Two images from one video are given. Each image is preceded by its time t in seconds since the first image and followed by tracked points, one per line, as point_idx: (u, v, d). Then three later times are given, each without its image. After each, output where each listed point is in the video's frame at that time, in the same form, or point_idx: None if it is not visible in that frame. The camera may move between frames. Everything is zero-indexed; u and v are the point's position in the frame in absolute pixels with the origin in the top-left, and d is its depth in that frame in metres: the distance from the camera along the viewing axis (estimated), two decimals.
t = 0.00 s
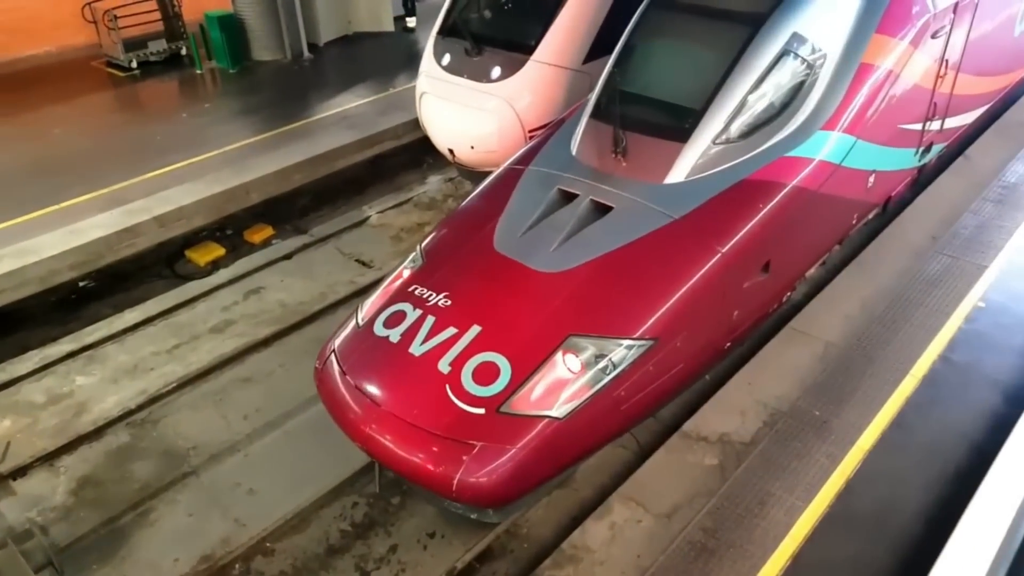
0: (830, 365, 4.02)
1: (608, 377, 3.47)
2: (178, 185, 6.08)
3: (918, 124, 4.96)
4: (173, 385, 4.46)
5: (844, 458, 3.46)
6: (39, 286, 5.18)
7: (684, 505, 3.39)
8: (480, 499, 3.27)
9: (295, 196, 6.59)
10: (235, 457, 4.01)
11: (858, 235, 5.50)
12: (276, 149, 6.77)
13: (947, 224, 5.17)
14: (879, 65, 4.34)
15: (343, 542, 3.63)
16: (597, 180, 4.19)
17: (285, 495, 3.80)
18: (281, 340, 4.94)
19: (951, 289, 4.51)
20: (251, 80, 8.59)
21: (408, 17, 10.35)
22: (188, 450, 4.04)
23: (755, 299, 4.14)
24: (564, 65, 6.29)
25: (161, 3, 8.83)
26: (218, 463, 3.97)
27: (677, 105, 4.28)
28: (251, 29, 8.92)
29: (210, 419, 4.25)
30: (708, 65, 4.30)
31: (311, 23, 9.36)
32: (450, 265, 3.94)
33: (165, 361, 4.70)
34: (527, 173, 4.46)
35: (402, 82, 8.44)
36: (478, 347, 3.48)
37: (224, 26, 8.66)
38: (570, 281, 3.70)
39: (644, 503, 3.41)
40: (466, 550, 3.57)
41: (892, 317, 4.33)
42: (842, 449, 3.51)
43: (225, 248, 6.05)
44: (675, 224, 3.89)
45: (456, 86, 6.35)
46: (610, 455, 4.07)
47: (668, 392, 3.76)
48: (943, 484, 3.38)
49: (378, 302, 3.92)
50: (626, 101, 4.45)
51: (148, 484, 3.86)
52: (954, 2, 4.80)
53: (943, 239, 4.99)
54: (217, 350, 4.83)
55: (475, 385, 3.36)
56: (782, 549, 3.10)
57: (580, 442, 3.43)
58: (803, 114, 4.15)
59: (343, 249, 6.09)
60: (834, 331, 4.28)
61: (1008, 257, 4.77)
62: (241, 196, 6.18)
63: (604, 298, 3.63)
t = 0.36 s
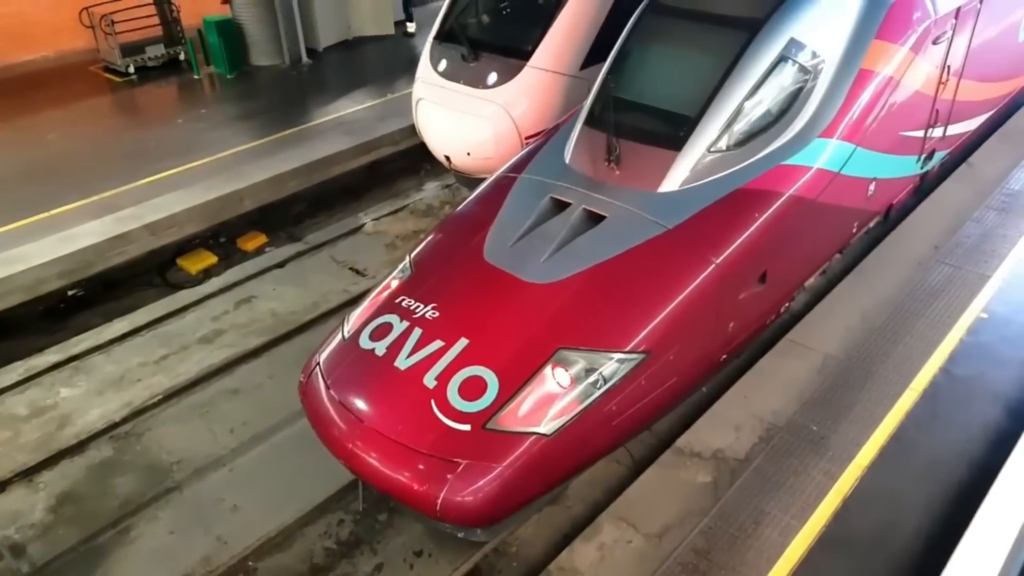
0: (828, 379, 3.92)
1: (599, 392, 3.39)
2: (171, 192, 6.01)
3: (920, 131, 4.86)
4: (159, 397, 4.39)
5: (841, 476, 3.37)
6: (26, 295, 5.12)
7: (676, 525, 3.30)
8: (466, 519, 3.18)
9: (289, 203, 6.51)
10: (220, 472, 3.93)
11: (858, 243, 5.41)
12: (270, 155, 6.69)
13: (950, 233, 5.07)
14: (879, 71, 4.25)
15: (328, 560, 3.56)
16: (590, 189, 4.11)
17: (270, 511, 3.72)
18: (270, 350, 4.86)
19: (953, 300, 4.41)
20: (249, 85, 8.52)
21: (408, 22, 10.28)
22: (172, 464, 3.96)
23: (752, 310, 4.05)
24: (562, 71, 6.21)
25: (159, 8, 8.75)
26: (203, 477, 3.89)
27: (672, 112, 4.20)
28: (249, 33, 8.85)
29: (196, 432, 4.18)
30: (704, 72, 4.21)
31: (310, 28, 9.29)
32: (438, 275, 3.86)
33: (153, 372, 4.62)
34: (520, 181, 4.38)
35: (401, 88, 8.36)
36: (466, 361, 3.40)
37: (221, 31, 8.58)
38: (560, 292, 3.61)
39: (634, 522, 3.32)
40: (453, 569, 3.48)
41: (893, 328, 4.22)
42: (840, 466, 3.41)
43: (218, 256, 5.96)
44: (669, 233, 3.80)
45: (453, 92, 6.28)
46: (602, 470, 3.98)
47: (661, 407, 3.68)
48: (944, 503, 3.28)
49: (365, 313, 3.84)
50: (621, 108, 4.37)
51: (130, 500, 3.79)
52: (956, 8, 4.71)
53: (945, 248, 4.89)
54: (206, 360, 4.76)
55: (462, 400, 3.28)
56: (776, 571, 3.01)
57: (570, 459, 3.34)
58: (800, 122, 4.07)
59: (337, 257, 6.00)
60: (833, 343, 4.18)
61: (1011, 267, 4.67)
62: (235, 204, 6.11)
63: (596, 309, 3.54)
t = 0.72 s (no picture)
0: (815, 399, 3.83)
1: (579, 419, 3.28)
2: (148, 216, 5.92)
3: (904, 145, 4.81)
4: (129, 428, 4.32)
5: (830, 502, 3.27)
6: None
7: (660, 556, 3.19)
8: (442, 554, 3.07)
9: (271, 225, 6.42)
10: (190, 507, 3.86)
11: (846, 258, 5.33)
12: (251, 176, 6.60)
13: (937, 246, 5.00)
14: (861, 85, 4.19)
15: None
16: (570, 208, 4.02)
17: (241, 547, 3.64)
18: (247, 378, 4.78)
19: (941, 316, 4.33)
20: (232, 105, 8.43)
21: (394, 40, 10.22)
22: (140, 500, 3.88)
23: (737, 329, 3.95)
24: (546, 88, 6.14)
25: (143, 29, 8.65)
26: (173, 512, 3.82)
27: (651, 130, 4.12)
28: (233, 53, 8.76)
29: (167, 465, 4.11)
30: (684, 88, 4.14)
31: (295, 47, 9.21)
32: (414, 299, 3.76)
33: (125, 403, 4.54)
34: (499, 200, 4.29)
35: (385, 107, 8.29)
36: (441, 390, 3.30)
37: (205, 51, 8.47)
38: (539, 315, 3.51)
39: (617, 553, 3.21)
40: None
41: (882, 346, 4.13)
42: (828, 491, 3.31)
43: (196, 280, 5.90)
44: (649, 252, 3.71)
45: (436, 110, 6.20)
46: (586, 497, 3.87)
47: (645, 432, 3.57)
48: (936, 529, 3.19)
49: (340, 340, 3.75)
50: (601, 126, 4.29)
51: (95, 538, 3.71)
52: (937, 22, 4.68)
53: (933, 263, 4.81)
54: (181, 389, 4.67)
55: (437, 430, 3.18)
56: None
57: (549, 489, 3.24)
58: (782, 138, 4.00)
59: (319, 279, 5.86)
60: (820, 363, 4.09)
61: (999, 281, 4.60)
62: (214, 226, 6.01)
63: (575, 333, 3.44)
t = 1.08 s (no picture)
0: (789, 431, 3.75)
1: (545, 457, 3.17)
2: (110, 247, 5.79)
3: (876, 171, 4.78)
4: (82, 470, 4.26)
5: (804, 539, 3.18)
6: None
7: None
8: None
9: (240, 255, 6.31)
10: (144, 552, 3.81)
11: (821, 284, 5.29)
12: (219, 206, 6.48)
13: (910, 272, 4.97)
14: (830, 112, 4.15)
15: None
16: (538, 238, 3.95)
17: None
18: (208, 414, 4.67)
19: (915, 344, 4.28)
20: (203, 133, 8.33)
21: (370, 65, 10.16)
22: (90, 546, 3.84)
23: (709, 360, 3.87)
24: (517, 116, 6.08)
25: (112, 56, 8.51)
26: (126, 558, 3.78)
27: (620, 158, 4.07)
28: (204, 80, 8.66)
29: (122, 507, 4.06)
30: (653, 116, 4.09)
31: (268, 73, 9.13)
32: (377, 333, 3.65)
33: (79, 443, 4.47)
34: (467, 230, 4.21)
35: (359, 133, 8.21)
36: (402, 429, 3.19)
37: (175, 79, 8.37)
38: (505, 348, 3.41)
39: None
40: None
41: (857, 375, 4.06)
42: (801, 527, 3.22)
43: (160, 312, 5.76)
44: (618, 283, 3.63)
45: (407, 137, 6.12)
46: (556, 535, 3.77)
47: (615, 468, 3.47)
48: (912, 565, 3.10)
49: (300, 376, 3.64)
50: (570, 154, 4.23)
51: None
52: (905, 49, 4.67)
53: (907, 289, 4.77)
54: (139, 427, 4.56)
55: (396, 472, 3.07)
56: None
57: (514, 531, 3.13)
58: (752, 166, 3.95)
59: (287, 311, 5.74)
60: (794, 393, 4.01)
61: (972, 308, 4.56)
62: (179, 257, 5.87)
63: (541, 367, 3.34)
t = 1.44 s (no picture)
0: (762, 453, 3.67)
1: (510, 488, 3.08)
2: (68, 275, 5.64)
3: (846, 187, 4.76)
4: (34, 509, 4.11)
5: (777, 566, 3.11)
6: None
7: None
8: None
9: (205, 282, 6.17)
10: None
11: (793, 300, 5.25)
12: (183, 232, 6.36)
13: (882, 288, 4.94)
14: (797, 129, 4.12)
15: None
16: (503, 260, 3.86)
17: None
18: (169, 447, 4.52)
19: (887, 360, 4.23)
20: (167, 157, 8.19)
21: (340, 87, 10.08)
22: None
23: (679, 382, 3.80)
24: (483, 135, 6.02)
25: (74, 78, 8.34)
26: None
27: (586, 178, 4.00)
28: (170, 103, 8.54)
29: (76, 548, 3.91)
30: (619, 135, 4.03)
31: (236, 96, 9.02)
32: (337, 362, 3.54)
33: (33, 480, 4.31)
34: (432, 253, 4.12)
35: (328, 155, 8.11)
36: (361, 462, 3.08)
37: (139, 102, 8.25)
38: (468, 374, 3.31)
39: None
40: None
41: (830, 393, 4.00)
42: (775, 553, 3.15)
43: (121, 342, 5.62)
44: (584, 305, 3.54)
45: (374, 159, 6.03)
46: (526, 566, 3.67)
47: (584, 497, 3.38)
48: None
49: (258, 408, 3.52)
50: (535, 174, 4.16)
51: None
52: (871, 64, 4.67)
53: (880, 305, 4.74)
54: (96, 462, 4.41)
55: (356, 508, 2.97)
56: None
57: (479, 566, 3.04)
58: (719, 184, 3.90)
59: (252, 338, 5.61)
60: (767, 414, 3.94)
61: (944, 323, 4.53)
62: (140, 285, 5.73)
63: (506, 394, 3.24)
